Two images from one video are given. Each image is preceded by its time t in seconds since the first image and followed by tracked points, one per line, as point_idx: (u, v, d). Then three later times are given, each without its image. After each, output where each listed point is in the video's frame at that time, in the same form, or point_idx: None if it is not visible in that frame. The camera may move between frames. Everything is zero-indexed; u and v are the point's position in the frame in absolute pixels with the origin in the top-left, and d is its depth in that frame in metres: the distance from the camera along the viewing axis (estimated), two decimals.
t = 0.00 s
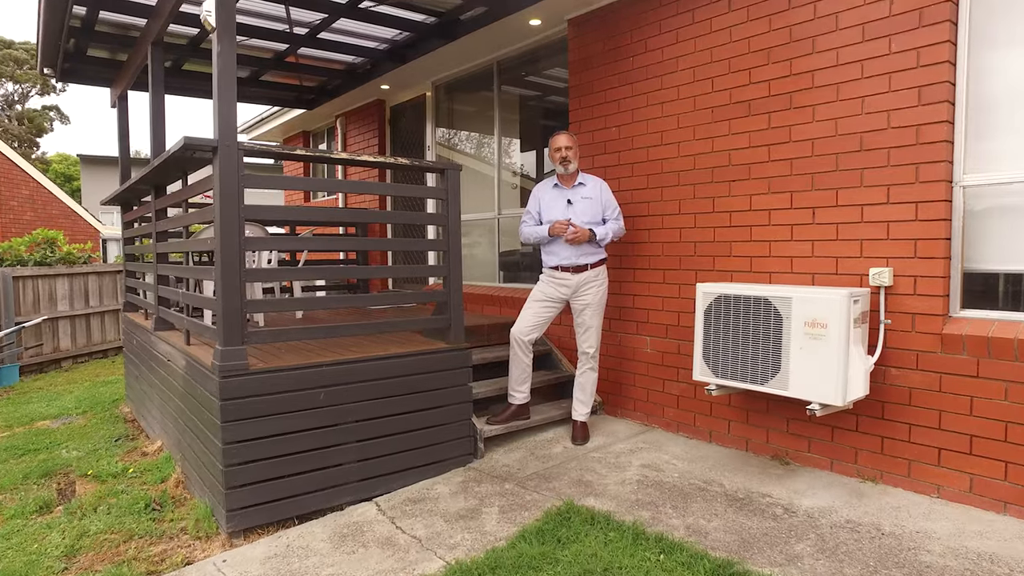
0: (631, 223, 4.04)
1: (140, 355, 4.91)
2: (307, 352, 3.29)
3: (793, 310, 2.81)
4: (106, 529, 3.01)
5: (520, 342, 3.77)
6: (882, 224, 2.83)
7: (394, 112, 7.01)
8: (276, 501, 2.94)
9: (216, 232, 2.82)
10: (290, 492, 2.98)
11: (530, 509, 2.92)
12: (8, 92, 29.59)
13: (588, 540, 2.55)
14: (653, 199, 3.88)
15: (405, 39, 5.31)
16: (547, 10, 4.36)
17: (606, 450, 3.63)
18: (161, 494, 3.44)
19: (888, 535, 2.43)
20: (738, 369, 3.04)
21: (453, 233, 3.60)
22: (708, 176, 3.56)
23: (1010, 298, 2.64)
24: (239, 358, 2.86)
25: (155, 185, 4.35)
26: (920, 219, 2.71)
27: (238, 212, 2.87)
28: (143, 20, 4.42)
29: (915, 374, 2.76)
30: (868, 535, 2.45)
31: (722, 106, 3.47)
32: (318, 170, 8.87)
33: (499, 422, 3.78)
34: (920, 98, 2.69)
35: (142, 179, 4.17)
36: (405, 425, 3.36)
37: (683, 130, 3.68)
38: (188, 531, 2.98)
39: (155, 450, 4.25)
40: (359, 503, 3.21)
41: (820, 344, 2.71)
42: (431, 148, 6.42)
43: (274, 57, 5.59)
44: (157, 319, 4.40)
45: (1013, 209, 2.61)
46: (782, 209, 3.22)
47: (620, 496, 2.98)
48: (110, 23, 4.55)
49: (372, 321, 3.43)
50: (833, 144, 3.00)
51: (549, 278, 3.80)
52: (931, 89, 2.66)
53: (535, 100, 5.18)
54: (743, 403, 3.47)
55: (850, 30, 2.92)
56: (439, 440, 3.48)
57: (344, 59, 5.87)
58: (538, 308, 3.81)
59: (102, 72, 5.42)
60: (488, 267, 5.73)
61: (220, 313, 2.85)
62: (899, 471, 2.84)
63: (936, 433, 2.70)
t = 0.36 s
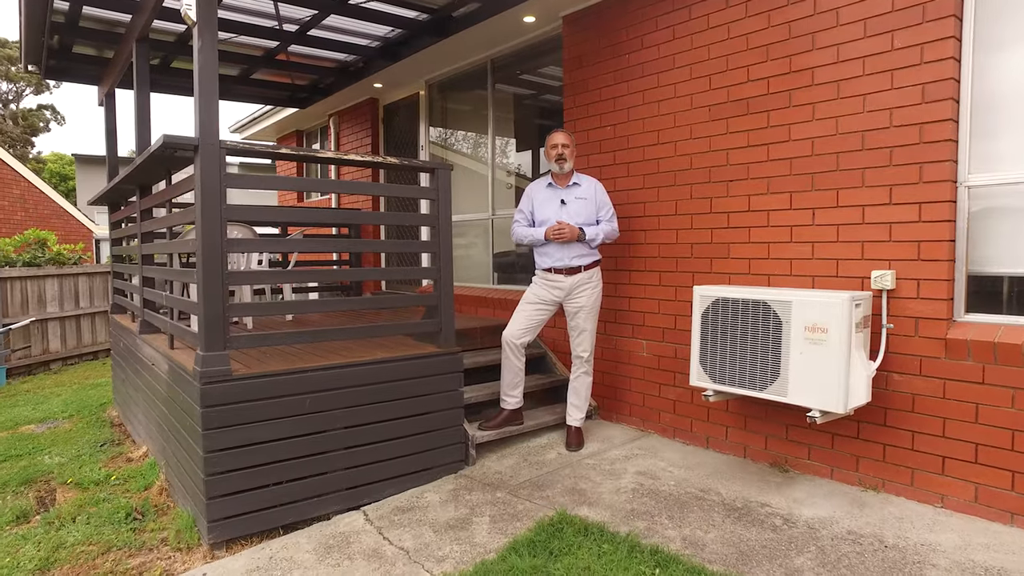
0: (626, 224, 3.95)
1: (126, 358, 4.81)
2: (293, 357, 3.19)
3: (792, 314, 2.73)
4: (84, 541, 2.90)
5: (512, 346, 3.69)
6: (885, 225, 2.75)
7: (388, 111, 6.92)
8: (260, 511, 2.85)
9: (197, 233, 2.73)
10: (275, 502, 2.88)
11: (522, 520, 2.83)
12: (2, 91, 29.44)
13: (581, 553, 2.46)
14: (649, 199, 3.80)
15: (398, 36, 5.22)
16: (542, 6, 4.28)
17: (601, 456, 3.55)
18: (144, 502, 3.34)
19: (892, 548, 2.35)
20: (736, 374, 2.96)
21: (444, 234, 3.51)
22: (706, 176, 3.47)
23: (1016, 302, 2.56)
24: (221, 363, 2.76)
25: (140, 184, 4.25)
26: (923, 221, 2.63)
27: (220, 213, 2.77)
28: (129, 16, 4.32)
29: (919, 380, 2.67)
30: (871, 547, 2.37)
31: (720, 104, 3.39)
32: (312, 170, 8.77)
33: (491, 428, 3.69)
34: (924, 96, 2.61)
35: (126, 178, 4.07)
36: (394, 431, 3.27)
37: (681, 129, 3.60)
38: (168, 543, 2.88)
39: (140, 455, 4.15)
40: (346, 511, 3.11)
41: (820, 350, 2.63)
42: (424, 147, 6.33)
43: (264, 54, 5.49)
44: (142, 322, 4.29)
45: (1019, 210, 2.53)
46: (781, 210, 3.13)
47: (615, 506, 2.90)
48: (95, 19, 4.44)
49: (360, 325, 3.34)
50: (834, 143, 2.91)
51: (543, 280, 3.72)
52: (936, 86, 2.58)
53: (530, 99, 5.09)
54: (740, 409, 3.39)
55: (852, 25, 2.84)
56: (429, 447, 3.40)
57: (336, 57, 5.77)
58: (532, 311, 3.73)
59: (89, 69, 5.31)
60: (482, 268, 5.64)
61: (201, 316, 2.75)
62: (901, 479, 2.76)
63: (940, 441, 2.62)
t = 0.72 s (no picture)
0: (622, 225, 3.87)
1: (114, 360, 4.71)
2: (279, 362, 3.11)
3: (793, 318, 2.64)
4: (62, 552, 2.81)
5: (505, 349, 3.60)
6: (888, 226, 2.66)
7: (382, 110, 6.84)
8: (244, 521, 2.76)
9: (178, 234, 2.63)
10: (260, 511, 2.79)
11: (514, 530, 2.75)
12: None
13: (574, 565, 2.37)
14: (645, 200, 3.71)
15: (391, 34, 5.13)
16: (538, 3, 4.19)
17: (597, 463, 3.47)
18: (127, 510, 3.25)
19: (896, 561, 2.26)
20: (735, 380, 2.87)
21: (435, 236, 3.42)
22: (704, 176, 3.39)
23: None
24: (204, 369, 2.68)
25: (126, 184, 4.15)
26: (928, 222, 2.54)
27: (202, 214, 2.66)
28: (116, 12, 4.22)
29: (923, 387, 2.59)
30: (874, 561, 2.28)
31: (719, 102, 3.30)
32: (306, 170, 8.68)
33: (484, 433, 3.61)
34: (929, 93, 2.53)
35: (112, 178, 3.98)
36: (383, 437, 3.18)
37: (678, 128, 3.52)
38: (149, 554, 2.79)
39: (126, 460, 4.05)
40: (334, 520, 3.03)
41: (822, 355, 2.54)
42: (419, 146, 6.25)
43: (256, 52, 5.40)
44: (128, 324, 4.20)
45: None
46: (780, 210, 3.05)
47: (609, 515, 2.81)
48: (82, 15, 4.35)
49: (349, 328, 3.25)
50: (835, 142, 2.83)
51: (537, 283, 3.63)
52: (941, 82, 2.49)
53: (527, 98, 5.01)
54: (739, 415, 3.30)
55: (854, 20, 2.75)
56: (419, 453, 3.31)
57: (329, 54, 5.68)
58: (525, 313, 3.64)
59: (77, 66, 5.21)
60: (478, 269, 5.55)
61: (183, 319, 2.66)
62: (905, 488, 2.67)
63: (945, 449, 2.54)
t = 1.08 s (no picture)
0: (620, 227, 3.78)
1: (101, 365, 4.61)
2: (265, 370, 3.01)
3: (795, 326, 2.54)
4: (37, 567, 2.70)
5: (499, 356, 3.50)
6: (894, 230, 2.57)
7: (377, 110, 6.74)
8: (226, 535, 2.66)
9: (157, 239, 2.54)
10: (242, 525, 2.69)
11: (505, 545, 2.65)
12: None
13: None
14: (643, 202, 3.62)
15: (385, 33, 5.04)
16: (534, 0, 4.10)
17: (593, 473, 3.37)
18: (108, 521, 3.15)
19: None
20: (735, 389, 2.77)
21: (426, 239, 3.32)
22: (702, 177, 3.30)
23: None
24: (185, 378, 2.58)
25: (112, 185, 4.06)
26: (936, 226, 2.45)
27: (182, 217, 2.56)
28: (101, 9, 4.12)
29: (930, 397, 2.50)
30: None
31: (718, 102, 3.21)
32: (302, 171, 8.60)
33: (477, 442, 3.51)
34: (937, 92, 2.43)
35: (96, 179, 3.88)
36: (372, 448, 3.09)
37: (676, 128, 3.42)
38: (127, 570, 2.68)
39: (111, 469, 3.94)
40: (321, 533, 2.93)
41: (825, 365, 2.45)
42: (414, 147, 6.15)
43: (247, 51, 5.30)
44: (113, 329, 4.10)
45: None
46: (782, 213, 2.96)
47: (605, 529, 2.71)
48: (67, 12, 4.25)
49: (337, 334, 3.16)
50: (839, 142, 2.74)
51: (532, 287, 3.54)
52: (951, 81, 2.40)
53: (524, 98, 4.92)
54: (740, 423, 3.21)
55: (859, 17, 2.66)
56: (409, 463, 3.22)
57: (322, 53, 5.58)
58: (520, 319, 3.55)
59: (64, 65, 5.11)
60: (474, 272, 5.46)
61: (162, 327, 2.56)
62: (911, 502, 2.57)
63: (954, 463, 2.44)
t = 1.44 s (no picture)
0: (619, 228, 3.70)
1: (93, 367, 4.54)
2: (254, 375, 2.94)
3: (798, 331, 2.46)
4: None
5: (495, 359, 3.43)
6: (901, 232, 2.49)
7: (375, 109, 6.68)
8: (213, 544, 2.59)
9: (140, 240, 2.46)
10: (230, 534, 2.62)
11: (499, 555, 2.57)
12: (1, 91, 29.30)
13: None
14: (642, 202, 3.54)
15: (381, 30, 4.97)
16: None
17: (590, 479, 3.29)
18: (95, 528, 3.08)
19: None
20: (736, 395, 2.69)
21: (419, 240, 3.24)
22: (703, 177, 3.22)
23: None
24: (170, 384, 2.51)
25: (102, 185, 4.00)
26: (944, 227, 2.37)
27: (167, 217, 2.49)
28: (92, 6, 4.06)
29: (938, 404, 2.41)
30: None
31: (719, 100, 3.13)
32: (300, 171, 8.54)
33: (473, 447, 3.44)
34: (945, 88, 2.35)
35: (86, 179, 3.81)
36: (364, 454, 3.01)
37: (676, 126, 3.34)
38: None
39: (101, 473, 3.87)
40: (310, 541, 2.86)
41: (829, 371, 2.37)
42: (412, 147, 6.08)
43: (241, 49, 5.24)
44: (104, 331, 4.03)
45: None
46: (785, 214, 2.87)
47: (601, 539, 2.64)
48: (58, 9, 4.19)
49: (329, 337, 3.09)
50: (843, 141, 2.65)
51: (529, 289, 3.46)
52: (960, 77, 2.31)
53: (523, 96, 4.84)
54: (741, 429, 3.13)
55: (864, 11, 2.58)
56: (403, 469, 3.14)
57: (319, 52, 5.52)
58: (516, 322, 3.47)
59: (58, 63, 5.05)
60: (472, 273, 5.38)
61: (146, 331, 2.48)
62: (918, 512, 2.49)
63: (963, 472, 2.36)
